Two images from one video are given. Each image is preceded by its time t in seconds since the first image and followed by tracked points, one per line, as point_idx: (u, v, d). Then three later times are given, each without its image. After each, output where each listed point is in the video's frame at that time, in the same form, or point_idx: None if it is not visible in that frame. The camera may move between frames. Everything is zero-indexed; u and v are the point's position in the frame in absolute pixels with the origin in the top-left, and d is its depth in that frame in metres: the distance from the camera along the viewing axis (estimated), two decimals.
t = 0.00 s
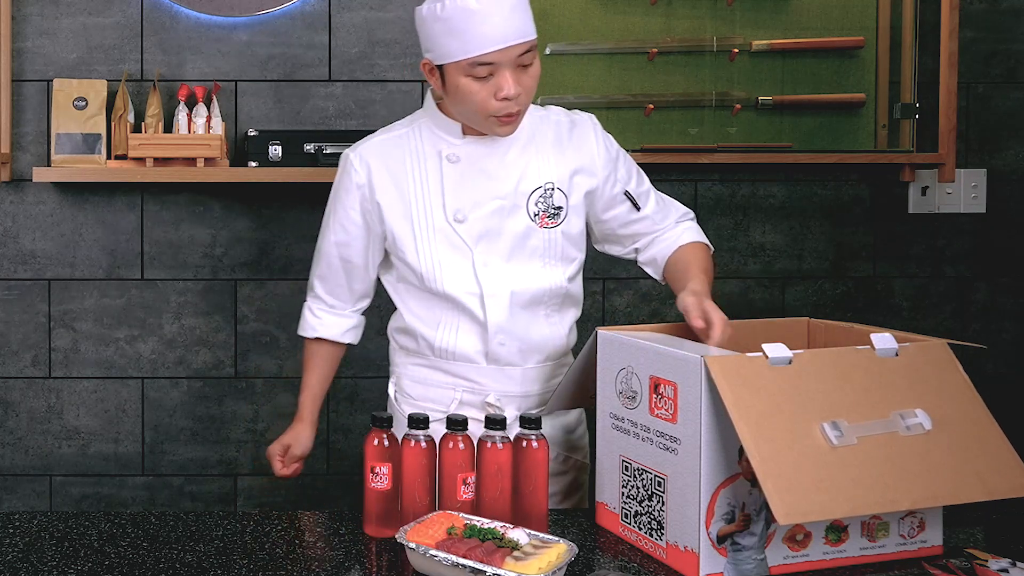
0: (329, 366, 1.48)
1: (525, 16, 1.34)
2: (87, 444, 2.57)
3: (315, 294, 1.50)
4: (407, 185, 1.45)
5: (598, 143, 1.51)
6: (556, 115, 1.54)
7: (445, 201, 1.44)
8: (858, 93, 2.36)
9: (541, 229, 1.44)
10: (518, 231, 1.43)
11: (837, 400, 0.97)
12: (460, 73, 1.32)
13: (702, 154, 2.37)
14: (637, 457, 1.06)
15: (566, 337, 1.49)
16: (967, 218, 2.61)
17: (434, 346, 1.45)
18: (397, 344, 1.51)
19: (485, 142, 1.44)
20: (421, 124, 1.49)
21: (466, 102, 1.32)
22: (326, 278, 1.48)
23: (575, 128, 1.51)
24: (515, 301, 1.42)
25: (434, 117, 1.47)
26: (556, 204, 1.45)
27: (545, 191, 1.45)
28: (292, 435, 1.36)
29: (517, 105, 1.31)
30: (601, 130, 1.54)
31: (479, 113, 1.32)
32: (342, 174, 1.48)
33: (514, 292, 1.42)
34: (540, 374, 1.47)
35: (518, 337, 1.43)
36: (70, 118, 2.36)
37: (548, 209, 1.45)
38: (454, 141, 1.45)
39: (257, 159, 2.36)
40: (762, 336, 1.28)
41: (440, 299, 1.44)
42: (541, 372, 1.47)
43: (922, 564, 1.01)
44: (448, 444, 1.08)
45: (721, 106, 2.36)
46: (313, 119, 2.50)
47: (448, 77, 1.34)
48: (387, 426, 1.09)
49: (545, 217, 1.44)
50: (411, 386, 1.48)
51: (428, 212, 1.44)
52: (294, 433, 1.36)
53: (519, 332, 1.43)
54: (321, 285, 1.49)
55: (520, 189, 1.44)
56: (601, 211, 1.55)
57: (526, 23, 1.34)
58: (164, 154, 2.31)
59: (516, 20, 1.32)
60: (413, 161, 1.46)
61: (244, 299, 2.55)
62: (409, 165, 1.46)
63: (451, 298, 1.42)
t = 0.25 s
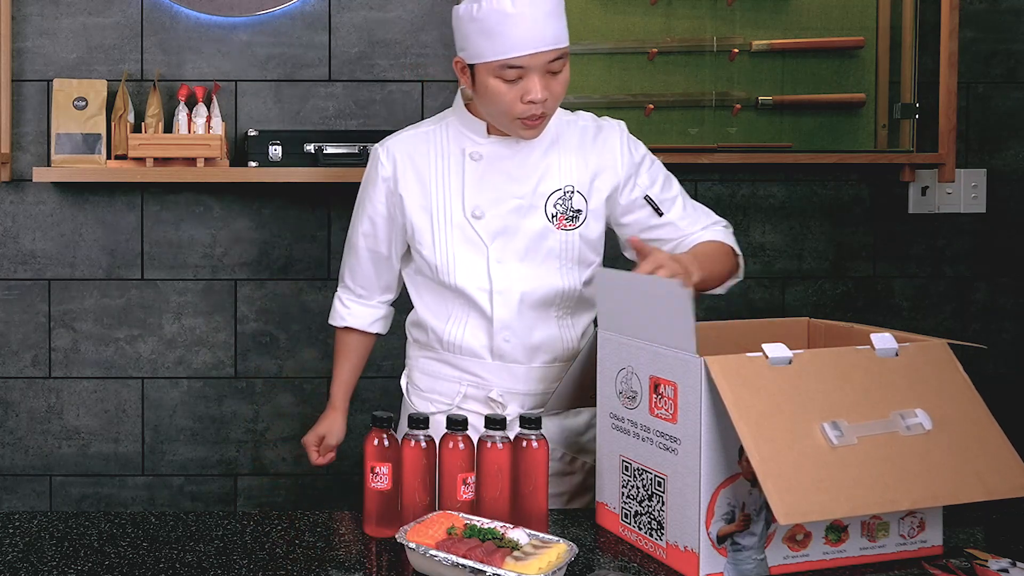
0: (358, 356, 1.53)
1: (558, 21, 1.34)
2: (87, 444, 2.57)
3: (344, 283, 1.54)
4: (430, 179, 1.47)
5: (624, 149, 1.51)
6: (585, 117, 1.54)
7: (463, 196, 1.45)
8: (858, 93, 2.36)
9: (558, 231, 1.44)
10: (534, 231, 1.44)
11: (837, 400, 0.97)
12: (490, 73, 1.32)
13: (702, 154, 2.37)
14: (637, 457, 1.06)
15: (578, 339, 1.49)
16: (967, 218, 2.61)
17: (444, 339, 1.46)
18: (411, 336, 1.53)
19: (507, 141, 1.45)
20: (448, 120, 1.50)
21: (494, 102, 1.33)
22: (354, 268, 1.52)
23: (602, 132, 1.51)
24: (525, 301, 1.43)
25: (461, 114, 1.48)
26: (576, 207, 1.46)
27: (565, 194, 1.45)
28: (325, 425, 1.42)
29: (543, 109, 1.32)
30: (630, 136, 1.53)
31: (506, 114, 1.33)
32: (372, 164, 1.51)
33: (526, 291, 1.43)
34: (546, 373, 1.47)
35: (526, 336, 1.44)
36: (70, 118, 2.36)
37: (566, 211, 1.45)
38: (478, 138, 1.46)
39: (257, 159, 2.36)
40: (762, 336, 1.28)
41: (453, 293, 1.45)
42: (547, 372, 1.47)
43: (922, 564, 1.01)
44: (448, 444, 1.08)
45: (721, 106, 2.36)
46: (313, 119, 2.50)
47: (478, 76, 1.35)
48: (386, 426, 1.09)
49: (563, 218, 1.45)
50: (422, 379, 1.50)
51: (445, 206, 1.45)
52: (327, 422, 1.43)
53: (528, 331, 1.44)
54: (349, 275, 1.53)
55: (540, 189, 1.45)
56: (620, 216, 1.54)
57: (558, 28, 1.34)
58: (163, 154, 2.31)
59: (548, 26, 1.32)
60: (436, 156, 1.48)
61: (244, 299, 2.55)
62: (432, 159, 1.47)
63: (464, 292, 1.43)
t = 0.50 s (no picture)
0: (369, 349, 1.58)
1: (549, 24, 1.34)
2: (87, 444, 2.57)
3: (359, 279, 1.61)
4: (437, 178, 1.51)
5: (634, 150, 1.48)
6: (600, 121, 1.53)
7: (466, 194, 1.48)
8: (859, 93, 2.36)
9: (558, 231, 1.44)
10: (533, 229, 1.44)
11: (837, 400, 0.97)
12: (480, 76, 1.33)
13: (702, 154, 2.37)
14: (637, 457, 1.06)
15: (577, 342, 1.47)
16: (967, 218, 2.61)
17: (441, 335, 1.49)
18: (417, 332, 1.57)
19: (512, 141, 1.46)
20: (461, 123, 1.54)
21: (485, 105, 1.34)
22: (367, 263, 1.59)
23: (613, 133, 1.49)
24: (521, 299, 1.44)
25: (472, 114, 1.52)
26: (578, 207, 1.45)
27: (567, 194, 1.45)
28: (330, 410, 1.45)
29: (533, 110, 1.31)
30: (644, 138, 1.51)
31: (497, 116, 1.33)
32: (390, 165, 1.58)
33: (522, 290, 1.43)
34: (540, 373, 1.47)
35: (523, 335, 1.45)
36: (70, 118, 2.36)
37: (568, 211, 1.45)
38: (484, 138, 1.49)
39: (257, 159, 2.36)
40: (762, 336, 1.28)
41: (453, 288, 1.48)
42: (542, 371, 1.47)
43: (922, 564, 1.01)
44: (448, 444, 1.08)
45: (721, 106, 2.36)
46: (313, 119, 2.50)
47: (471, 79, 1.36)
48: (386, 426, 1.09)
49: (564, 218, 1.44)
50: (424, 374, 1.54)
51: (449, 203, 1.49)
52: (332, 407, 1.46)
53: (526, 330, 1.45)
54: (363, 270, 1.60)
55: (542, 188, 1.45)
56: (625, 219, 1.49)
57: (550, 32, 1.34)
58: (163, 154, 2.31)
59: (536, 29, 1.32)
60: (445, 156, 1.52)
61: (244, 299, 2.55)
62: (441, 159, 1.52)
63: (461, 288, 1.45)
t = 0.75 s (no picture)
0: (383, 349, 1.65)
1: (523, 29, 1.35)
2: (87, 444, 2.57)
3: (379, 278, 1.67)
4: (440, 178, 1.53)
5: (636, 154, 1.46)
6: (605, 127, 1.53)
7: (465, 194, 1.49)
8: (859, 93, 2.36)
9: (552, 233, 1.43)
10: (527, 231, 1.44)
11: (837, 400, 0.97)
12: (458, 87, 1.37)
13: (702, 154, 2.37)
14: (637, 457, 1.06)
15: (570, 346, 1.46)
16: (967, 218, 2.61)
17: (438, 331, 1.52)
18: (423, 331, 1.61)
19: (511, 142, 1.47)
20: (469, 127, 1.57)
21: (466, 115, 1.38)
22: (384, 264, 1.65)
23: (616, 136, 1.48)
24: (513, 300, 1.43)
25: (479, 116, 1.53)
26: (573, 209, 1.44)
27: (563, 196, 1.45)
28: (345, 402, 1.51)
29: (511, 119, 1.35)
30: (649, 142, 1.49)
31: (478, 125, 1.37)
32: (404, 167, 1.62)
33: (513, 290, 1.43)
34: (532, 374, 1.46)
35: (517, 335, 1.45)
36: (70, 118, 2.36)
37: (563, 213, 1.44)
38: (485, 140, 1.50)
39: (257, 159, 2.36)
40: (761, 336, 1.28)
41: (450, 288, 1.49)
42: (534, 372, 1.46)
43: (922, 564, 1.01)
44: (448, 444, 1.08)
45: (720, 106, 2.36)
46: (313, 119, 2.50)
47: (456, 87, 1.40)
48: (387, 426, 1.09)
49: (559, 221, 1.44)
50: (425, 371, 1.56)
51: (449, 204, 1.50)
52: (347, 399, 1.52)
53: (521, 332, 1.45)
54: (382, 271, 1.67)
55: (538, 190, 1.45)
56: (629, 224, 1.47)
57: (523, 39, 1.34)
58: (163, 154, 2.31)
59: (508, 40, 1.33)
60: (449, 157, 1.54)
61: (244, 299, 2.55)
62: (444, 160, 1.54)
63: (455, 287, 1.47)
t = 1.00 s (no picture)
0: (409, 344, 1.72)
1: (525, 24, 1.36)
2: (87, 444, 2.57)
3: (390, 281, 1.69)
4: (441, 178, 1.54)
5: (635, 154, 1.46)
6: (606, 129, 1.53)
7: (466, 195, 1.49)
8: (859, 93, 2.36)
9: (553, 232, 1.43)
10: (528, 230, 1.44)
11: (837, 400, 0.97)
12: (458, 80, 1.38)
13: (702, 154, 2.37)
14: (637, 457, 1.06)
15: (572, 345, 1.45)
16: (967, 218, 2.61)
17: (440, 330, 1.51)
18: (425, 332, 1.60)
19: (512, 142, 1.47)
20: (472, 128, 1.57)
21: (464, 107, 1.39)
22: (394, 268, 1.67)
23: (617, 136, 1.48)
24: (515, 299, 1.43)
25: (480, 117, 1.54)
26: (574, 208, 1.44)
27: (564, 195, 1.45)
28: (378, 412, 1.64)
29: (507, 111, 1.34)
30: (650, 142, 1.49)
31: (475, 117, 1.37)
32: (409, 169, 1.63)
33: (514, 288, 1.43)
34: (536, 372, 1.45)
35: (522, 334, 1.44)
36: (70, 118, 2.36)
37: (563, 212, 1.44)
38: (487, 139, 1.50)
39: (257, 159, 2.36)
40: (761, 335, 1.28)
41: (452, 288, 1.49)
42: (537, 370, 1.45)
43: (922, 565, 1.01)
44: (448, 444, 1.08)
45: (720, 106, 2.36)
46: (313, 119, 2.50)
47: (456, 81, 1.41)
48: (387, 426, 1.08)
49: (559, 219, 1.44)
50: (426, 371, 1.55)
51: (450, 204, 1.51)
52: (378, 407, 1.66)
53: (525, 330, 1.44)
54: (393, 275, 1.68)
55: (539, 189, 1.45)
56: (628, 224, 1.47)
57: (524, 31, 1.35)
58: (163, 153, 2.31)
59: (509, 30, 1.34)
60: (451, 158, 1.54)
61: (244, 299, 2.55)
62: (446, 161, 1.54)
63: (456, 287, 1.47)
